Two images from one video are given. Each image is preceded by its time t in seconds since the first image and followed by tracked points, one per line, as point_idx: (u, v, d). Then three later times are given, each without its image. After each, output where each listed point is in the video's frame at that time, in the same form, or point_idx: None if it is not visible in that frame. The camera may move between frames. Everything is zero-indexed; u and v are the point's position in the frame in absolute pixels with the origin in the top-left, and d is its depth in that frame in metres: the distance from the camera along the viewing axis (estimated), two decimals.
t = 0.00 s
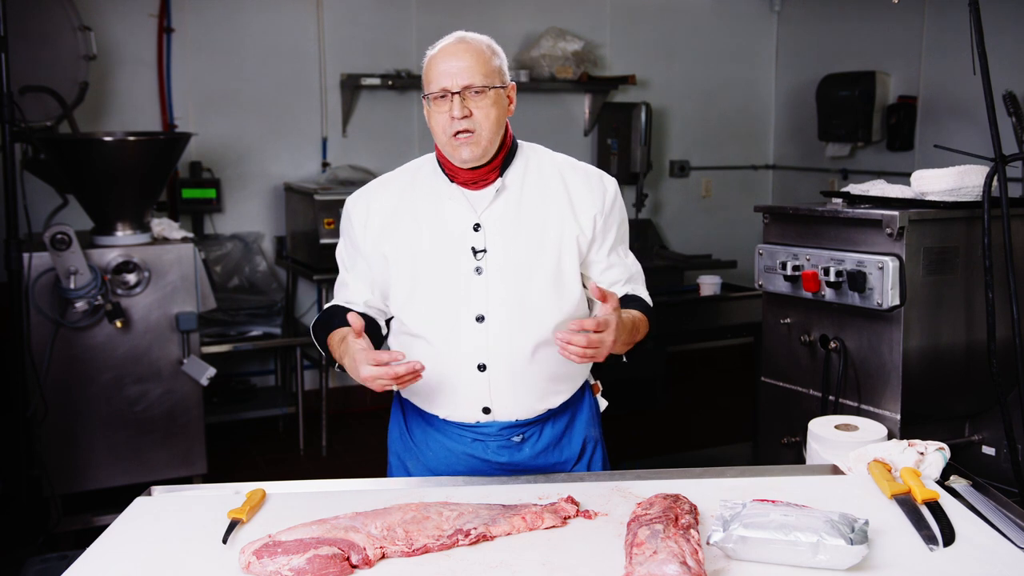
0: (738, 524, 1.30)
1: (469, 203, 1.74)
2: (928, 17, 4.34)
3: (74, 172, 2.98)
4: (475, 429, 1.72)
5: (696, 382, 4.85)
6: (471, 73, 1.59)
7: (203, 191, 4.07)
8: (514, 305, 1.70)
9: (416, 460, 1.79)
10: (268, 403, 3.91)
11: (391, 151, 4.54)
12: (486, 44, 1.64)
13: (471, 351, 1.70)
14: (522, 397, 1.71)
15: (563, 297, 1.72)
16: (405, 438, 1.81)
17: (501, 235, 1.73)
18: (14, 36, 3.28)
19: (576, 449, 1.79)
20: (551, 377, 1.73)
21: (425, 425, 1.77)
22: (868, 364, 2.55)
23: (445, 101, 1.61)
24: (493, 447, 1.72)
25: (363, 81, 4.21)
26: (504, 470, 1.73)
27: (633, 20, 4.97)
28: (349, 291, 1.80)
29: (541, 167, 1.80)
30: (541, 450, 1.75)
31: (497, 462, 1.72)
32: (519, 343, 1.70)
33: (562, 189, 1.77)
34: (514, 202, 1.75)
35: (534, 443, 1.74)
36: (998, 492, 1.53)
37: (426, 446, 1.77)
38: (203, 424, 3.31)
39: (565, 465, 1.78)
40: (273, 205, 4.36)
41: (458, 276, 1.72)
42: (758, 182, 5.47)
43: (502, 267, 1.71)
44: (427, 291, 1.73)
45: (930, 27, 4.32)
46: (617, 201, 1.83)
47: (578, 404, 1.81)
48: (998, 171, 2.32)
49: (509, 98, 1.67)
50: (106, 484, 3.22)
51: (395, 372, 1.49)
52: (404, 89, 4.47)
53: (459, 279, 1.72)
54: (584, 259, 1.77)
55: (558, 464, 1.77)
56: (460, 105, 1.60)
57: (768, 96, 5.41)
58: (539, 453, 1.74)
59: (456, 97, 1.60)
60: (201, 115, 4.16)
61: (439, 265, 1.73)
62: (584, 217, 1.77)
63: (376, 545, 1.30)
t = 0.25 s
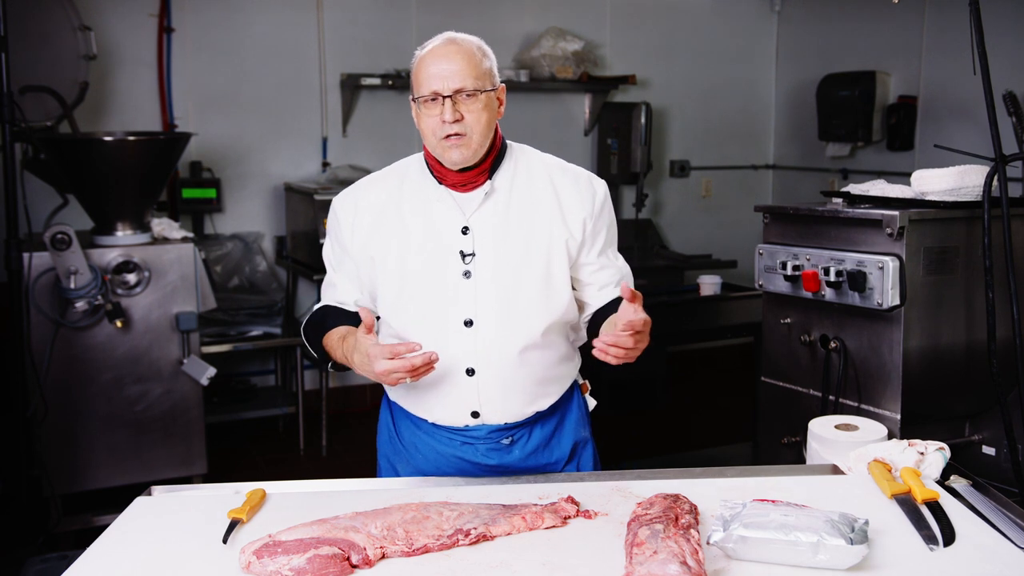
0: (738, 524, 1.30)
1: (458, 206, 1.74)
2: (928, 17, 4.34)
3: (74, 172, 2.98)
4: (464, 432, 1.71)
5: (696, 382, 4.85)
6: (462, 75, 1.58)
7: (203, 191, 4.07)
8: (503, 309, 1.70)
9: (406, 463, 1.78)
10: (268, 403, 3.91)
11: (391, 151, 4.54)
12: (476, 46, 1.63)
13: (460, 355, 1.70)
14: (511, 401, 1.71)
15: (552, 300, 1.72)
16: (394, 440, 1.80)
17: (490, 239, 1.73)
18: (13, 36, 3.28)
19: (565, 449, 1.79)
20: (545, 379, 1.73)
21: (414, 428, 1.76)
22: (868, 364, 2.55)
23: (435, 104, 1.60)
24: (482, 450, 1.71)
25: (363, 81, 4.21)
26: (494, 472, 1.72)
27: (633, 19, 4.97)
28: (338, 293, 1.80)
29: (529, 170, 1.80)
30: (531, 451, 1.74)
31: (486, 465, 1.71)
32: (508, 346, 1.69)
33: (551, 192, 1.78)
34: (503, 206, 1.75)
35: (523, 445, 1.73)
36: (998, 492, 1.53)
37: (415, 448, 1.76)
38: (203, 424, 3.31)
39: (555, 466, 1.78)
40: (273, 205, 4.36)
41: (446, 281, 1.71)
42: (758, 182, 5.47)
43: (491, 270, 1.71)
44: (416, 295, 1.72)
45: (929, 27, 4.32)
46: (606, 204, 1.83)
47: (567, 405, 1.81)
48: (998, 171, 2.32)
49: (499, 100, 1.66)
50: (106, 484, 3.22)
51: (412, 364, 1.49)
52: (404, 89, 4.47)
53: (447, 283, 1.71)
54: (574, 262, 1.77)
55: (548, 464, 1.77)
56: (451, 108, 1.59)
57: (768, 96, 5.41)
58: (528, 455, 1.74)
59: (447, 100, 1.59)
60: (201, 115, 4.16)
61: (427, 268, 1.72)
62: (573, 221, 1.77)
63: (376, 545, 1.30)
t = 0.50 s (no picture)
0: (738, 524, 1.30)
1: (451, 209, 1.73)
2: (928, 17, 4.34)
3: (73, 172, 2.98)
4: (460, 435, 1.71)
5: (696, 382, 4.85)
6: (458, 79, 1.57)
7: (203, 191, 4.06)
8: (498, 312, 1.69)
9: (401, 465, 1.78)
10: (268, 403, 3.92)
11: (391, 151, 4.54)
12: (470, 49, 1.62)
13: (457, 359, 1.69)
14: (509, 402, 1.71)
15: (548, 302, 1.72)
16: (388, 442, 1.80)
17: (485, 241, 1.72)
18: (13, 36, 3.28)
19: (560, 448, 1.80)
20: (541, 380, 1.73)
21: (408, 430, 1.76)
22: (868, 364, 2.55)
23: (431, 108, 1.58)
24: (478, 452, 1.71)
25: (363, 81, 4.21)
26: (490, 473, 1.73)
27: (633, 19, 4.97)
28: (328, 295, 1.76)
29: (521, 172, 1.80)
30: (527, 452, 1.75)
31: (483, 466, 1.71)
32: (504, 349, 1.69)
33: (544, 194, 1.78)
34: (496, 208, 1.74)
35: (519, 446, 1.74)
36: (998, 492, 1.53)
37: (411, 451, 1.75)
38: (203, 424, 3.31)
39: (550, 465, 1.79)
40: (273, 205, 4.36)
41: (442, 284, 1.70)
42: (758, 181, 5.47)
43: (487, 273, 1.70)
44: (410, 298, 1.71)
45: (930, 26, 4.32)
46: (598, 205, 1.84)
47: (561, 405, 1.82)
48: (998, 171, 2.32)
49: (492, 103, 1.65)
50: (106, 484, 3.22)
51: (444, 348, 1.49)
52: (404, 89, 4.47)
53: (442, 286, 1.70)
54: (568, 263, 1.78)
55: (543, 464, 1.78)
56: (447, 112, 1.58)
57: (768, 96, 5.41)
58: (524, 456, 1.75)
59: (443, 104, 1.57)
60: (201, 115, 4.16)
61: (422, 272, 1.71)
62: (567, 222, 1.77)
63: (377, 545, 1.30)
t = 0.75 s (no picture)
0: (738, 523, 1.30)
1: (450, 210, 1.73)
2: (927, 17, 4.34)
3: (73, 171, 2.98)
4: (460, 435, 1.71)
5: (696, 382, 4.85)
6: (455, 77, 1.57)
7: (202, 190, 4.06)
8: (499, 313, 1.69)
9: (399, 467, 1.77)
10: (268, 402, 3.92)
11: (391, 150, 4.54)
12: (466, 48, 1.62)
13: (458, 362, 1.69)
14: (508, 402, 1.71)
15: (547, 303, 1.73)
16: (386, 444, 1.79)
17: (484, 243, 1.72)
18: (13, 35, 3.28)
19: (558, 447, 1.80)
20: (540, 381, 1.74)
21: (407, 432, 1.75)
22: (867, 363, 2.55)
23: (427, 106, 1.58)
24: (478, 452, 1.71)
25: (363, 80, 4.20)
26: (490, 473, 1.73)
27: (633, 18, 4.97)
28: (325, 300, 1.71)
29: (517, 172, 1.80)
30: (526, 451, 1.75)
31: (482, 467, 1.71)
32: (505, 351, 1.69)
33: (541, 194, 1.78)
34: (495, 209, 1.74)
35: (518, 445, 1.74)
36: (998, 491, 1.53)
37: (409, 452, 1.74)
38: (203, 423, 3.31)
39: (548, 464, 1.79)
40: (273, 204, 4.35)
41: (442, 286, 1.70)
42: (758, 180, 5.47)
43: (487, 275, 1.70)
44: (410, 300, 1.70)
45: (930, 26, 4.32)
46: (592, 204, 1.85)
47: (557, 403, 1.82)
48: (998, 170, 2.32)
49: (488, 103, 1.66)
50: (106, 483, 3.22)
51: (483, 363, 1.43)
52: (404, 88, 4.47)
53: (442, 288, 1.70)
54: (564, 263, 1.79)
55: (541, 463, 1.78)
56: (445, 110, 1.58)
57: (768, 95, 5.41)
58: (524, 455, 1.75)
59: (440, 102, 1.57)
60: (200, 114, 4.16)
61: (421, 274, 1.70)
62: (564, 222, 1.78)
63: (376, 544, 1.30)
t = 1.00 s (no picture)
0: (738, 522, 1.30)
1: (450, 211, 1.72)
2: (927, 15, 4.34)
3: (73, 170, 2.98)
4: (460, 436, 1.72)
5: (696, 380, 4.85)
6: (456, 78, 1.57)
7: (202, 188, 4.06)
8: (499, 314, 1.69)
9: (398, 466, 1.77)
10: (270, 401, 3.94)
11: (391, 148, 4.54)
12: (466, 49, 1.61)
13: (458, 363, 1.69)
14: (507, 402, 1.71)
15: (546, 304, 1.73)
16: (385, 444, 1.78)
17: (484, 244, 1.71)
18: (13, 33, 3.28)
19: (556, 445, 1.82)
20: (539, 382, 1.75)
21: (406, 432, 1.74)
22: (867, 362, 2.55)
23: (429, 108, 1.58)
24: (477, 452, 1.72)
25: (363, 78, 4.20)
26: (489, 472, 1.74)
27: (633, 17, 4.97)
28: (322, 301, 1.69)
29: (515, 172, 1.79)
30: (524, 449, 1.77)
31: (482, 466, 1.73)
32: (505, 352, 1.69)
33: (540, 195, 1.77)
34: (495, 210, 1.74)
35: (517, 444, 1.76)
36: (998, 490, 1.53)
37: (408, 452, 1.74)
38: (202, 421, 3.31)
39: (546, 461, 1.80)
40: (272, 202, 4.35)
41: (442, 287, 1.69)
42: (758, 179, 5.47)
43: (487, 276, 1.70)
44: (411, 301, 1.69)
45: (930, 25, 4.32)
46: (590, 205, 1.84)
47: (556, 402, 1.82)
48: (998, 169, 2.32)
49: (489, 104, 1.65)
50: (105, 482, 3.22)
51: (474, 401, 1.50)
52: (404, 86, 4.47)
53: (442, 289, 1.69)
54: (562, 265, 1.78)
55: (539, 461, 1.79)
56: (445, 111, 1.57)
57: (768, 94, 5.41)
58: (522, 453, 1.77)
59: (441, 103, 1.56)
60: (200, 112, 4.16)
61: (421, 275, 1.69)
62: (562, 223, 1.77)
63: (376, 542, 1.30)
